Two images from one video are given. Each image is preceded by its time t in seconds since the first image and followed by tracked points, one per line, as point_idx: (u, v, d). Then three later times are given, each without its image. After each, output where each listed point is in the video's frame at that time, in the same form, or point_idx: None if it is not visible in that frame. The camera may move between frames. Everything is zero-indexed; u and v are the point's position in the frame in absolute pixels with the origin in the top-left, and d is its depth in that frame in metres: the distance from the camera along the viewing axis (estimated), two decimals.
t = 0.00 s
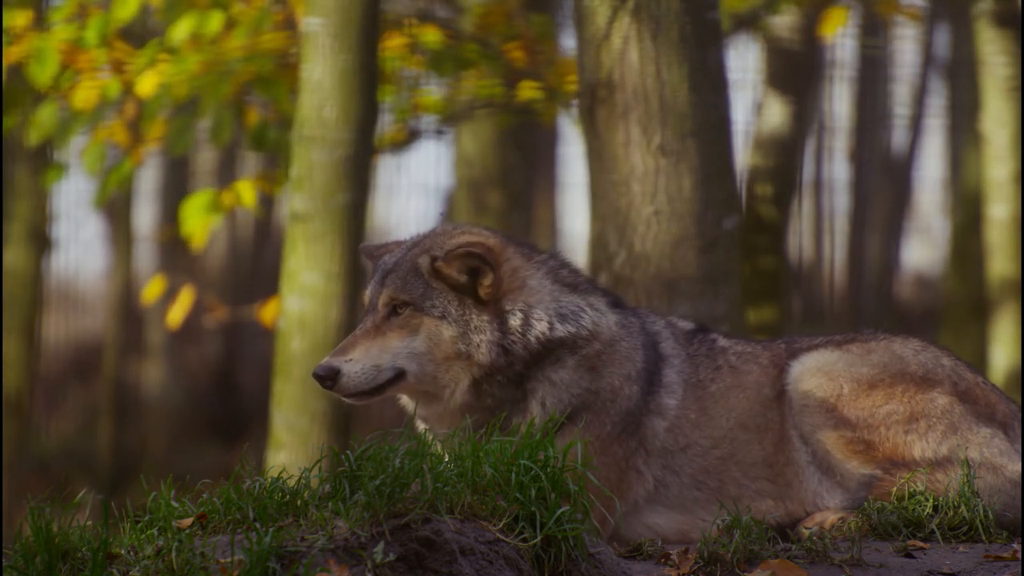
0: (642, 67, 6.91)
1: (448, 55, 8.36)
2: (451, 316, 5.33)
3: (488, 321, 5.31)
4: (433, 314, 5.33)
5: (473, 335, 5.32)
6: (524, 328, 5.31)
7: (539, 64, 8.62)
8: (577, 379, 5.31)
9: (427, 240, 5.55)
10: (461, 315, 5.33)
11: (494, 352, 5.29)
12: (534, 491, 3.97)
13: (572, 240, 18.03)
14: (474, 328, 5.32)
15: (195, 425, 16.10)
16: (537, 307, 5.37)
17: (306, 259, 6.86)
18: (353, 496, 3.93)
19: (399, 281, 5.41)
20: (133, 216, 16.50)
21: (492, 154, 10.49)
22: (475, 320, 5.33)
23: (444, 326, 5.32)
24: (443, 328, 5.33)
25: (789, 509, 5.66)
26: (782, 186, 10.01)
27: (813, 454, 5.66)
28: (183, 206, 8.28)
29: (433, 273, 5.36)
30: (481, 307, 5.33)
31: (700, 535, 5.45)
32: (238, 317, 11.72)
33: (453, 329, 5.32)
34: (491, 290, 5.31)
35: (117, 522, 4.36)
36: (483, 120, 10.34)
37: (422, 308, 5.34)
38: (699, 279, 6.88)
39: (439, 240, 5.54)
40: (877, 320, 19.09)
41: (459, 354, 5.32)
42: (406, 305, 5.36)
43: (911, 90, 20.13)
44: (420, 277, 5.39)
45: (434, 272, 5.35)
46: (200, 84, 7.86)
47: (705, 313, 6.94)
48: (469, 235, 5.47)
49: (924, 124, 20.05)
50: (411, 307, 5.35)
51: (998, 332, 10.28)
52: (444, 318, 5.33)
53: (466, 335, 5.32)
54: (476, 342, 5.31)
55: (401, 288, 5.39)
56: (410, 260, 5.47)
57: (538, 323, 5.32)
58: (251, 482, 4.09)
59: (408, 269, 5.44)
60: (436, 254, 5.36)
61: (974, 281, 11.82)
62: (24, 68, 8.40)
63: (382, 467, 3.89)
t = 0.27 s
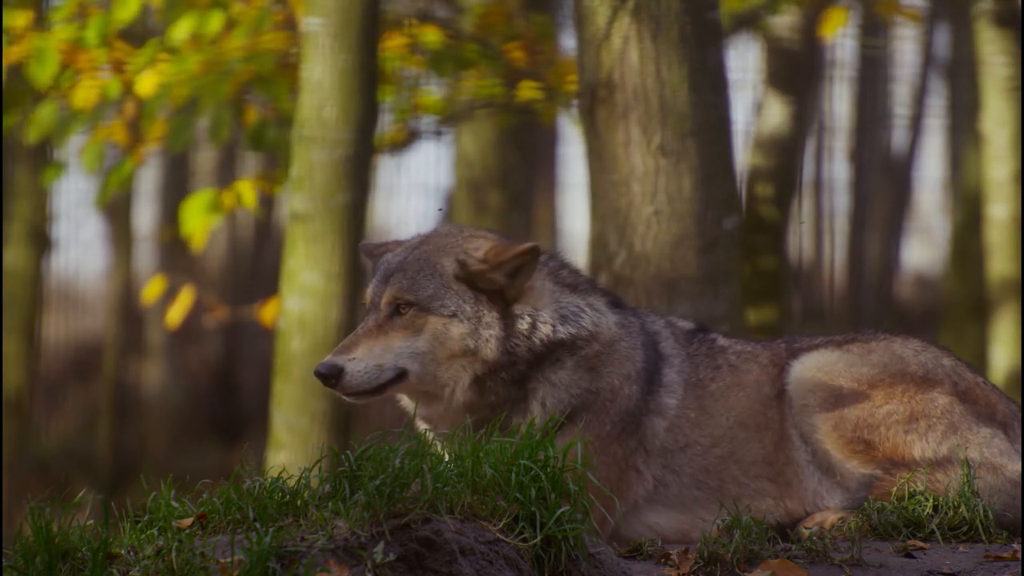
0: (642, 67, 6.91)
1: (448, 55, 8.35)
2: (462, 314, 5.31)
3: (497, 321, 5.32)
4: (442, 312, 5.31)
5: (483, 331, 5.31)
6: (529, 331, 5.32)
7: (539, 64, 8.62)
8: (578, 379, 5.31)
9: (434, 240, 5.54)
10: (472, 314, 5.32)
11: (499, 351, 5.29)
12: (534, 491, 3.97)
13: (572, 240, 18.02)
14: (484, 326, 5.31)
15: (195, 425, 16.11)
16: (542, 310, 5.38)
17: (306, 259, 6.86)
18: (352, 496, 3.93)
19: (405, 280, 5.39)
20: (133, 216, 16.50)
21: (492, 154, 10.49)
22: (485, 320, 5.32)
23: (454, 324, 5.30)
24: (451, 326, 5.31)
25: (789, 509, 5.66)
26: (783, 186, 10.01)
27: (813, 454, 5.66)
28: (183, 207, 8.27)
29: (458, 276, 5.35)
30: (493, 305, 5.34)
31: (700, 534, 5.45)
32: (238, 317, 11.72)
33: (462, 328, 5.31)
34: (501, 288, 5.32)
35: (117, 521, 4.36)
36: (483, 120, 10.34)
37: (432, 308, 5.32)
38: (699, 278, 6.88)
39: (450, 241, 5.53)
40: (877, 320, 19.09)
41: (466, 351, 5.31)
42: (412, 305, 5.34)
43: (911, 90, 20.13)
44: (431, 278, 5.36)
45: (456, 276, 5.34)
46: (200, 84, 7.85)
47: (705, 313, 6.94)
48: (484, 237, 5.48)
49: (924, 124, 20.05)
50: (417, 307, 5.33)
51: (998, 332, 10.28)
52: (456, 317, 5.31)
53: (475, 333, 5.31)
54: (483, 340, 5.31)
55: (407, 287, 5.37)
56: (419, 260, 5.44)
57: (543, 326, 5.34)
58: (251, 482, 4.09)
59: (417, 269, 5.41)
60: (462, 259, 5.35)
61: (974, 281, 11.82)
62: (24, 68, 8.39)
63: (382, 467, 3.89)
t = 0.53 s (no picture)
0: (642, 67, 6.91)
1: (448, 54, 8.36)
2: (459, 313, 5.32)
3: (496, 321, 5.32)
4: (439, 311, 5.32)
5: (480, 333, 5.31)
6: (528, 330, 5.33)
7: (539, 64, 8.61)
8: (576, 378, 5.31)
9: (432, 239, 5.55)
10: (471, 313, 5.33)
11: (500, 351, 5.29)
12: (534, 491, 3.97)
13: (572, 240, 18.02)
14: (483, 325, 5.32)
15: (195, 425, 16.11)
16: (542, 309, 5.39)
17: (306, 259, 6.86)
18: (353, 496, 3.93)
19: (405, 277, 5.41)
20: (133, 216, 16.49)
21: (492, 154, 10.49)
22: (484, 319, 5.33)
23: (452, 323, 5.31)
24: (451, 324, 5.32)
25: (789, 509, 5.66)
26: (783, 186, 10.01)
27: (813, 454, 5.66)
28: (184, 205, 8.27)
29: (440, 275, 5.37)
30: (491, 304, 5.35)
31: (700, 534, 5.45)
32: (238, 317, 11.72)
33: (461, 326, 5.31)
34: (494, 287, 5.33)
35: (117, 521, 4.36)
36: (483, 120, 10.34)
37: (430, 306, 5.33)
38: (699, 278, 6.88)
39: (447, 239, 5.55)
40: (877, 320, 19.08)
41: (465, 351, 5.32)
42: (411, 303, 5.35)
43: (911, 90, 20.12)
44: (428, 276, 5.38)
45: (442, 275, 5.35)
46: (200, 83, 7.86)
47: (705, 313, 6.94)
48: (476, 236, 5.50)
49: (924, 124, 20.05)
50: (417, 304, 5.34)
51: (998, 332, 10.28)
52: (453, 315, 5.32)
53: (474, 332, 5.31)
54: (484, 339, 5.31)
55: (406, 284, 5.39)
56: (416, 258, 5.46)
57: (541, 325, 5.34)
58: (251, 482, 4.09)
59: (414, 267, 5.43)
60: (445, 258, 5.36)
61: (974, 281, 11.82)
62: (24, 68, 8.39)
63: (382, 467, 3.89)
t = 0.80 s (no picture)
0: (642, 67, 6.91)
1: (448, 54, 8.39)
2: (458, 311, 5.33)
3: (495, 320, 5.32)
4: (438, 309, 5.33)
5: (480, 332, 5.31)
6: (527, 329, 5.33)
7: (539, 64, 8.61)
8: (577, 378, 5.31)
9: (431, 238, 5.56)
10: (469, 313, 5.33)
11: (500, 350, 5.29)
12: (534, 491, 3.97)
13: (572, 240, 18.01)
14: (482, 326, 5.32)
15: (195, 425, 16.10)
16: (541, 309, 5.39)
17: (306, 259, 6.85)
18: (353, 496, 3.93)
19: (404, 276, 5.42)
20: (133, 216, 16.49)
21: (492, 154, 10.48)
22: (482, 318, 5.33)
23: (451, 322, 5.32)
24: (450, 324, 5.32)
25: (789, 509, 5.67)
26: (783, 186, 10.01)
27: (813, 454, 5.66)
28: (184, 204, 8.27)
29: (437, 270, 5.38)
30: (489, 304, 5.35)
31: (700, 534, 5.45)
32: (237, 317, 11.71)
33: (460, 326, 5.31)
34: (492, 285, 5.33)
35: (117, 521, 4.36)
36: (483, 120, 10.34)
37: (428, 304, 5.34)
38: (699, 278, 6.88)
39: (443, 237, 5.56)
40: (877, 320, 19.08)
41: (465, 351, 5.32)
42: (411, 301, 5.36)
43: (911, 90, 20.12)
44: (426, 274, 5.39)
45: (439, 270, 5.36)
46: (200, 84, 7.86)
47: (705, 313, 6.93)
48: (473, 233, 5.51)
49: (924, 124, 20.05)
50: (417, 303, 5.35)
51: (998, 333, 10.27)
52: (451, 314, 5.33)
53: (473, 332, 5.31)
54: (483, 340, 5.31)
55: (405, 283, 5.40)
56: (414, 257, 5.47)
57: (541, 324, 5.34)
58: (251, 482, 4.09)
59: (412, 266, 5.45)
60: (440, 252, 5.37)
61: (974, 281, 11.82)
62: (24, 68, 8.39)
63: (382, 467, 3.88)
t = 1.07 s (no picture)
0: (642, 67, 6.91)
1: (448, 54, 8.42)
2: (457, 313, 5.32)
3: (495, 321, 5.32)
4: (438, 310, 5.33)
5: (480, 333, 5.30)
6: (527, 329, 5.32)
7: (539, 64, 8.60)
8: (577, 378, 5.31)
9: (431, 239, 5.57)
10: (468, 313, 5.33)
11: (499, 351, 5.28)
12: (534, 491, 3.98)
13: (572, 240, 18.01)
14: (481, 327, 5.31)
15: (195, 425, 16.10)
16: (541, 309, 5.38)
17: (306, 259, 6.85)
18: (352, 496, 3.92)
19: (405, 277, 5.43)
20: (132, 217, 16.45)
21: (492, 154, 10.48)
22: (482, 319, 5.32)
23: (450, 323, 5.31)
24: (449, 325, 5.31)
25: (789, 509, 5.67)
26: (783, 186, 10.01)
27: (813, 454, 5.66)
28: (183, 205, 8.26)
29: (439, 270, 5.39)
30: (489, 304, 5.34)
31: (700, 535, 5.44)
32: (237, 317, 11.71)
33: (459, 327, 5.31)
34: (492, 285, 5.33)
35: (116, 521, 4.36)
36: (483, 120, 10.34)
37: (428, 305, 5.34)
38: (699, 278, 6.87)
39: (443, 238, 5.57)
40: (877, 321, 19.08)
41: (464, 352, 5.30)
42: (411, 302, 5.36)
43: (911, 90, 20.13)
44: (426, 275, 5.40)
45: (440, 270, 5.37)
46: (199, 84, 7.88)
47: (705, 313, 6.93)
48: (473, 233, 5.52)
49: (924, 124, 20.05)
50: (416, 304, 5.35)
51: (997, 333, 10.26)
52: (451, 315, 5.32)
53: (473, 333, 5.30)
54: (482, 341, 5.30)
55: (405, 284, 5.40)
56: (414, 258, 5.48)
57: (540, 325, 5.33)
58: (251, 482, 4.10)
59: (413, 267, 5.45)
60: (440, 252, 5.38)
61: (974, 281, 11.82)
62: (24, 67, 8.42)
63: (382, 467, 3.87)
